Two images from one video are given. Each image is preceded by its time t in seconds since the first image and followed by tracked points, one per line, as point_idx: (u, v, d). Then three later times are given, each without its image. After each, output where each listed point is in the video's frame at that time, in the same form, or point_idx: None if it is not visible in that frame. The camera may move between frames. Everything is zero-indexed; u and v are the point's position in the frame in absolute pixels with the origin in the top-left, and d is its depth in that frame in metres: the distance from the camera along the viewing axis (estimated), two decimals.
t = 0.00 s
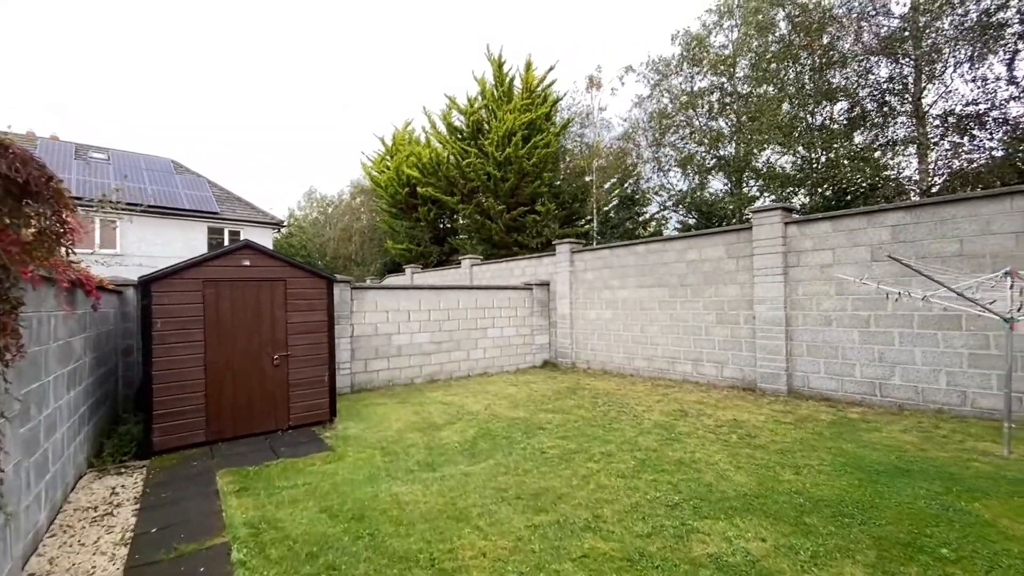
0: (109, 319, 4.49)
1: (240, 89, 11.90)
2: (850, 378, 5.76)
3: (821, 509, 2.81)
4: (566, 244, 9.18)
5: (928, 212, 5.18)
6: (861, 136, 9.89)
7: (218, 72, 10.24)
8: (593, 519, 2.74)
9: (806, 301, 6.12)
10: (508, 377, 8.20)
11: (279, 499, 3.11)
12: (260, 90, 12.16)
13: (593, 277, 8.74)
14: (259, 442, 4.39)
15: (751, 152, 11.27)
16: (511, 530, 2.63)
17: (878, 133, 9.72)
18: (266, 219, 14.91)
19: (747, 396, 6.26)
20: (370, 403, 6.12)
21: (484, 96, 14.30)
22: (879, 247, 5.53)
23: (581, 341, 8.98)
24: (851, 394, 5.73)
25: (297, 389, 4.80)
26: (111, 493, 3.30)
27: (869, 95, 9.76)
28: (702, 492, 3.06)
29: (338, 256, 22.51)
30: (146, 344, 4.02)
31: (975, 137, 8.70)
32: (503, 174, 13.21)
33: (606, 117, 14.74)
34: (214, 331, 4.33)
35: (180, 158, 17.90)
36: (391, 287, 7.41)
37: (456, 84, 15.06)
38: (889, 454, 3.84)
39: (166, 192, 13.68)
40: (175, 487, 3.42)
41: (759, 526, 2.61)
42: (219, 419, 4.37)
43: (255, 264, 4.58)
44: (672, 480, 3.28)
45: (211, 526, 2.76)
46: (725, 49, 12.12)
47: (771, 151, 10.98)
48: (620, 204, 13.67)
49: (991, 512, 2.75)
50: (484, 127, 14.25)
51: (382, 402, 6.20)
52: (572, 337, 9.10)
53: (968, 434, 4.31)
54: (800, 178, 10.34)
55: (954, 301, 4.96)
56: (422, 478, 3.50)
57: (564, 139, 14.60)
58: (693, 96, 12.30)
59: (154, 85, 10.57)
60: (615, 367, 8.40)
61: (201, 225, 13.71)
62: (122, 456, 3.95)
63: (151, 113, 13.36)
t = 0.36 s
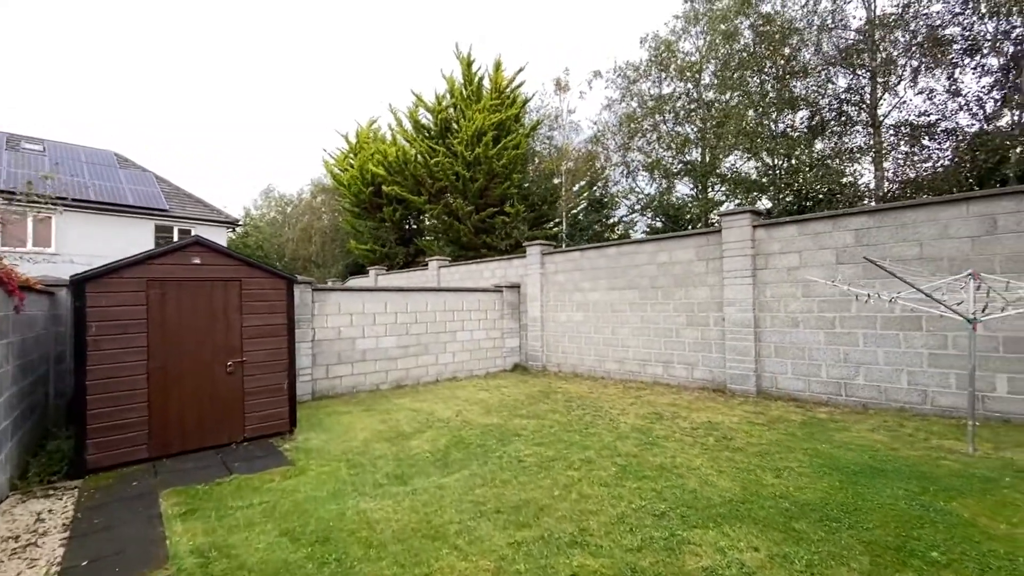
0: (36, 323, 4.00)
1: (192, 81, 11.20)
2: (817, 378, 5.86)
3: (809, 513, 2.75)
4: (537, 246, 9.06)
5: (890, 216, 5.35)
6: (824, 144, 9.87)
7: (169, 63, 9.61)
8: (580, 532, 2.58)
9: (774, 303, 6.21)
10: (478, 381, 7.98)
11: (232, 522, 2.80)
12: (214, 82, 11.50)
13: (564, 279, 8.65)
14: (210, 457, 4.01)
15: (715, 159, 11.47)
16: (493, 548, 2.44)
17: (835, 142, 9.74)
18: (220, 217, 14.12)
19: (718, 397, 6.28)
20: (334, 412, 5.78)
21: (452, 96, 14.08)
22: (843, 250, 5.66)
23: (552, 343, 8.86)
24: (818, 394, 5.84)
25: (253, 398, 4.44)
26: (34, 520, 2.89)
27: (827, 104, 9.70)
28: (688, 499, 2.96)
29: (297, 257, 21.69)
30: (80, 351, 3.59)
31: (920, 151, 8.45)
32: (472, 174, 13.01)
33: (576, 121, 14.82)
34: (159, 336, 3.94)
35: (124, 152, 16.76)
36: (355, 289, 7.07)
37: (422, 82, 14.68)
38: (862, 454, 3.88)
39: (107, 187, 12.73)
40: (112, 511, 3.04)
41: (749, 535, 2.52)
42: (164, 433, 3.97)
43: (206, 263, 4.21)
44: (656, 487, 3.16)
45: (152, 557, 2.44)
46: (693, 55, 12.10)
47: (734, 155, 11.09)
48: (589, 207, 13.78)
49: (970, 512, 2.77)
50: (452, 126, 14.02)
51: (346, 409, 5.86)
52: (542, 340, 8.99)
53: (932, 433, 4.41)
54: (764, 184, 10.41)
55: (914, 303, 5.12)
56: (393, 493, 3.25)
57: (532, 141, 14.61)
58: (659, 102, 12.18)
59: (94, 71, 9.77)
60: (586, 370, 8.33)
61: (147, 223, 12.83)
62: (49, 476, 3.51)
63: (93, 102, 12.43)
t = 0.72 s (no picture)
0: None
1: (140, 67, 10.47)
2: (788, 378, 5.92)
3: (799, 518, 2.69)
4: (509, 246, 8.89)
5: (859, 219, 5.45)
6: (784, 151, 9.91)
7: (116, 47, 8.94)
8: (568, 547, 2.43)
9: (746, 304, 6.24)
10: (448, 385, 7.73)
11: (180, 548, 2.50)
12: (165, 69, 10.79)
13: (537, 280, 8.51)
14: (156, 473, 3.64)
15: (686, 163, 11.55)
16: (476, 569, 2.24)
17: (798, 147, 9.84)
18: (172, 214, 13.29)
19: (692, 398, 6.25)
20: (295, 419, 5.42)
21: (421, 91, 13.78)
22: (814, 252, 5.75)
23: (525, 345, 8.71)
24: (789, 394, 5.89)
25: (207, 407, 4.09)
26: None
27: (790, 112, 9.85)
28: (676, 507, 2.85)
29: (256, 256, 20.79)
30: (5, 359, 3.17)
31: (880, 155, 8.78)
32: (442, 172, 12.74)
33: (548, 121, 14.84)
34: (99, 341, 3.54)
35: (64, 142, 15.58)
36: (319, 289, 6.69)
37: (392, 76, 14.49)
38: (839, 454, 3.89)
39: (45, 178, 11.72)
40: (37, 539, 2.67)
41: (744, 544, 2.42)
42: (105, 448, 3.57)
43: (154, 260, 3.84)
44: (643, 495, 3.04)
45: None
46: (664, 55, 11.71)
47: (706, 155, 11.04)
48: (560, 207, 13.90)
49: (953, 512, 2.77)
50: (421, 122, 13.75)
51: (309, 417, 5.52)
52: (514, 342, 8.82)
53: (902, 431, 4.49)
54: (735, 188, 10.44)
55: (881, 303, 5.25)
56: (363, 508, 3.01)
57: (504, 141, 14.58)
58: (631, 103, 11.95)
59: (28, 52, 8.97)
60: (559, 372, 8.21)
61: (90, 218, 11.91)
62: None
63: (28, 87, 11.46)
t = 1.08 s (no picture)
0: None
1: (71, 51, 9.60)
2: (752, 380, 5.99)
3: (785, 524, 2.64)
4: (475, 248, 8.68)
5: (819, 224, 5.59)
6: (744, 158, 10.23)
7: (43, 27, 8.13)
8: (555, 566, 2.26)
9: (711, 307, 6.28)
10: (411, 392, 7.41)
11: None
12: (100, 55, 9.94)
13: (504, 282, 8.34)
14: (81, 499, 3.19)
15: (651, 166, 11.52)
16: None
17: (756, 156, 10.15)
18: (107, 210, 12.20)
19: (660, 401, 6.23)
20: (245, 432, 4.98)
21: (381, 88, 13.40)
22: (777, 256, 5.85)
23: (490, 349, 8.51)
24: (753, 396, 5.96)
25: (145, 421, 3.65)
26: None
27: (747, 121, 10.22)
28: (662, 516, 2.74)
29: (201, 257, 19.63)
30: None
31: (827, 164, 9.31)
32: (404, 171, 12.40)
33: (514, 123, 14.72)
34: (13, 349, 3.07)
35: None
36: (271, 292, 6.24)
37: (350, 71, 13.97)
38: (811, 455, 3.91)
39: None
40: None
41: (736, 555, 2.33)
42: (21, 472, 3.09)
43: (81, 257, 3.39)
44: (625, 506, 2.90)
45: None
46: (628, 61, 11.76)
47: (674, 159, 11.04)
48: (525, 209, 13.84)
49: (928, 511, 2.79)
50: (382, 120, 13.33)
51: (260, 429, 5.09)
52: (480, 346, 8.60)
53: (865, 430, 4.60)
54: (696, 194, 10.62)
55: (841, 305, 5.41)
56: (325, 531, 2.72)
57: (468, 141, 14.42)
58: (596, 109, 12.00)
59: None
60: (526, 376, 8.06)
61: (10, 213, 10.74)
62: None
63: None
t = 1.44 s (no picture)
0: None
1: None
2: (716, 382, 6.06)
3: (772, 529, 2.60)
4: (437, 250, 8.42)
5: (779, 230, 5.74)
6: (705, 166, 10.37)
7: None
8: None
9: (676, 311, 6.33)
10: (370, 400, 7.04)
11: None
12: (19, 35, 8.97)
13: (468, 285, 8.13)
14: None
15: (613, 171, 11.62)
16: None
17: (716, 164, 10.40)
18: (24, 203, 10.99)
19: (627, 404, 6.21)
20: (186, 448, 4.51)
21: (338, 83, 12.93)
22: (739, 260, 5.96)
23: (453, 354, 8.26)
24: (717, 397, 6.03)
25: (72, 438, 3.19)
26: None
27: (705, 130, 10.44)
28: (649, 527, 2.64)
29: (135, 256, 18.19)
30: None
31: (783, 174, 9.57)
32: (362, 169, 11.97)
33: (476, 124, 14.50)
34: None
35: None
36: (215, 294, 5.73)
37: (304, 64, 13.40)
38: (782, 456, 3.95)
39: None
40: None
41: (730, 565, 2.24)
42: None
43: None
44: (610, 517, 2.78)
45: None
46: (590, 66, 11.86)
47: (636, 165, 10.95)
48: (487, 211, 13.62)
49: (903, 510, 2.84)
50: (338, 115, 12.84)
51: (204, 444, 4.62)
52: (442, 351, 8.33)
53: (826, 430, 4.73)
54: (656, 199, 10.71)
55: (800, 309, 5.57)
56: (285, 559, 2.43)
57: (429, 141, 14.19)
58: (559, 115, 12.05)
59: None
60: (491, 382, 7.87)
61: None
62: None
63: None
